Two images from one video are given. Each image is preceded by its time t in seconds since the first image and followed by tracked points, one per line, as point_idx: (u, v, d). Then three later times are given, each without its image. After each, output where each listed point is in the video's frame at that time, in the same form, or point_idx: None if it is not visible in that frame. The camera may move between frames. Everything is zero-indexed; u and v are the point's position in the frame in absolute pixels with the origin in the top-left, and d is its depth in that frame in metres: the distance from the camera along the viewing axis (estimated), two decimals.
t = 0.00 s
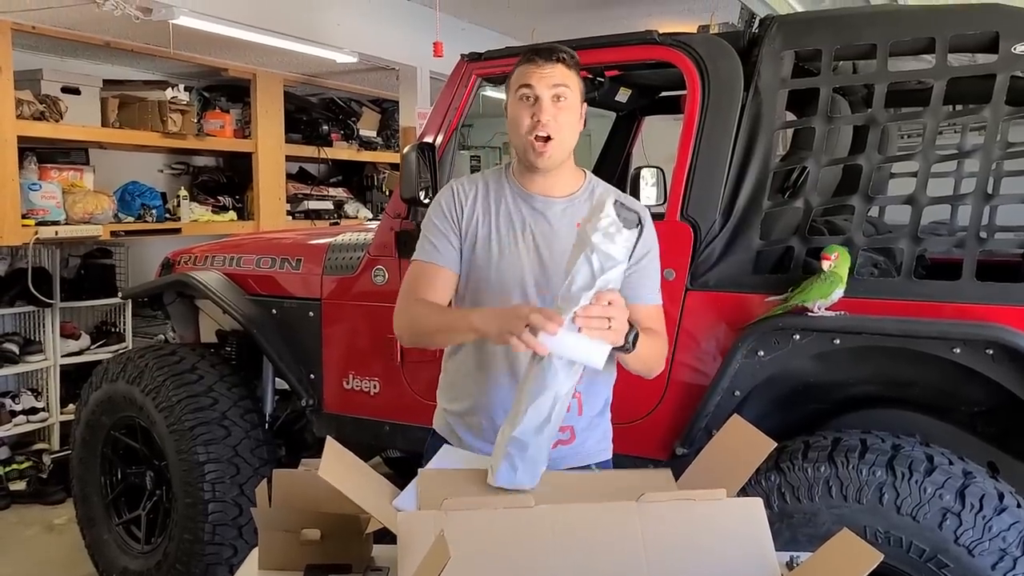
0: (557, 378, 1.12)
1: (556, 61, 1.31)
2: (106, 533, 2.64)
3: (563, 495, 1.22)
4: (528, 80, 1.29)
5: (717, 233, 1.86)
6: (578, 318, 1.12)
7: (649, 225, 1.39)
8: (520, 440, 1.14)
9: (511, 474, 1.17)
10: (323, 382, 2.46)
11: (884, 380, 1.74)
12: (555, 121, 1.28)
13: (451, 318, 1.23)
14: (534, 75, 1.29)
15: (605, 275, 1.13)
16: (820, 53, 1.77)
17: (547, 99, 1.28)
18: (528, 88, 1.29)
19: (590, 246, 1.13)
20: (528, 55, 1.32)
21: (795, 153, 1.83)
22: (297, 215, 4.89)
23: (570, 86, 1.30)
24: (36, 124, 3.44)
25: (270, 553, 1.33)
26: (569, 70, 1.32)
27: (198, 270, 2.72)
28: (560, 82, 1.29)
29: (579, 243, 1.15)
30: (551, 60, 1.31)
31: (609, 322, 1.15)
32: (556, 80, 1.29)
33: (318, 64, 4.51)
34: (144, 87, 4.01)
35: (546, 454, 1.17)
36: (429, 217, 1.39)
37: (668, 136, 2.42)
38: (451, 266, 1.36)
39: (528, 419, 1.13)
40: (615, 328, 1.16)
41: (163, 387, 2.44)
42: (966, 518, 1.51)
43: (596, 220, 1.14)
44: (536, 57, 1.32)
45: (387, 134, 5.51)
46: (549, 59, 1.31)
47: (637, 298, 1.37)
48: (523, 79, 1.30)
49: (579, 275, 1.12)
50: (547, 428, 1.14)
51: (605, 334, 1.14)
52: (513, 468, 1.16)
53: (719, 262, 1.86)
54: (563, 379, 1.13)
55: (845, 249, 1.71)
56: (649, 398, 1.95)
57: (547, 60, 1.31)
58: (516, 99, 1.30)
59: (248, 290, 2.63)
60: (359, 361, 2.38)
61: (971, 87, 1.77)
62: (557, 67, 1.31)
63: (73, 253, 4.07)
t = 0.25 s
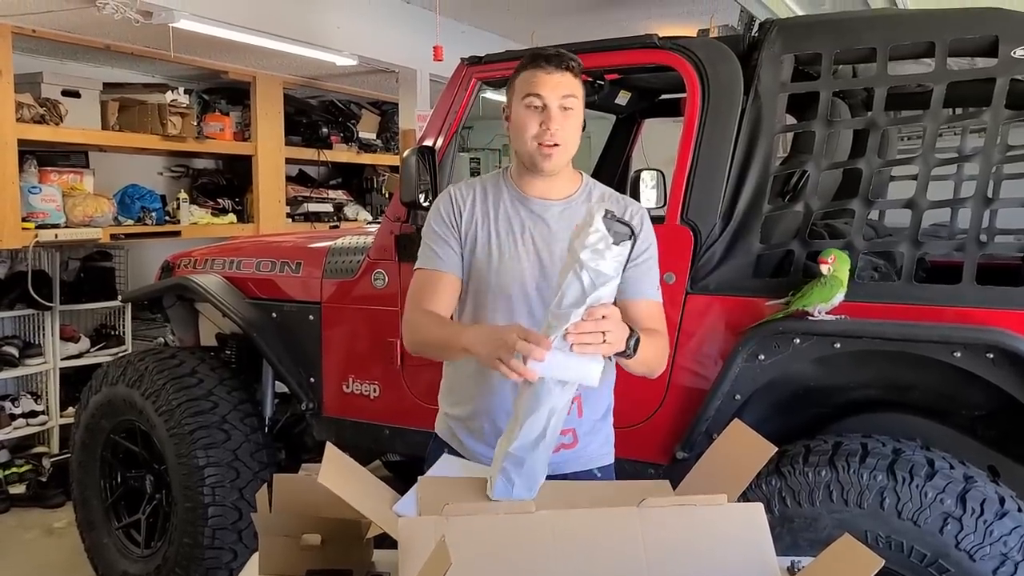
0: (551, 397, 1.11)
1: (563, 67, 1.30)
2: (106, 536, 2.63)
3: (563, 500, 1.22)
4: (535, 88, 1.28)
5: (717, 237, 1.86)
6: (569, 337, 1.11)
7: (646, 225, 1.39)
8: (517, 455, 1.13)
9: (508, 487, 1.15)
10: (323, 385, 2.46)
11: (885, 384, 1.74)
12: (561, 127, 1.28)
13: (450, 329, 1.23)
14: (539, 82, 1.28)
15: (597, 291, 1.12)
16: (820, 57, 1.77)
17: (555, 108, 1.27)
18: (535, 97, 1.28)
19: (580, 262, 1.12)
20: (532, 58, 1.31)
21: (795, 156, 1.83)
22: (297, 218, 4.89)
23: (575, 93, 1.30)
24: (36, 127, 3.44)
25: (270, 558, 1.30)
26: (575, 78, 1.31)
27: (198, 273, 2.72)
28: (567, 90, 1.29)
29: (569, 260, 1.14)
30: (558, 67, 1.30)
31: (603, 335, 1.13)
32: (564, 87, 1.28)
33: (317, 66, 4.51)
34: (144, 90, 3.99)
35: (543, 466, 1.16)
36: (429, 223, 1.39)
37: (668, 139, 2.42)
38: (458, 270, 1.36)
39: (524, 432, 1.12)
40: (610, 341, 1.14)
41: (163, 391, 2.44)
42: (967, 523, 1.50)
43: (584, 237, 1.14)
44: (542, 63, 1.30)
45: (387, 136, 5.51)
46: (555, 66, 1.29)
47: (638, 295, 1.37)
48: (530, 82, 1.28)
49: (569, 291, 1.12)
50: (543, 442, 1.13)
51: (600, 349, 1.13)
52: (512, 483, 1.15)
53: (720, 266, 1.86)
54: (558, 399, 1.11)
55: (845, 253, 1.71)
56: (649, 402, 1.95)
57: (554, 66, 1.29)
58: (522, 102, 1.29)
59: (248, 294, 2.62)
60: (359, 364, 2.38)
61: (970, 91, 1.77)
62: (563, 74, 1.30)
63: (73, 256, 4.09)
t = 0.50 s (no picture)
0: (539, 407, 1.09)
1: (575, 68, 1.31)
2: (104, 537, 2.63)
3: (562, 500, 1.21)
4: (553, 88, 1.28)
5: (717, 237, 1.86)
6: (549, 338, 1.09)
7: (646, 223, 1.39)
8: (509, 457, 1.14)
9: (503, 490, 1.16)
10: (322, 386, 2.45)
11: (886, 384, 1.73)
12: (576, 129, 1.28)
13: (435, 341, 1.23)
14: (555, 83, 1.28)
15: (582, 293, 1.11)
16: (821, 56, 1.77)
17: (571, 110, 1.28)
18: (555, 97, 1.27)
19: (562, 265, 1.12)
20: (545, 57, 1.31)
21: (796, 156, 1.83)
22: (297, 218, 4.89)
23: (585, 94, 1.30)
24: (35, 127, 3.44)
25: (268, 559, 1.28)
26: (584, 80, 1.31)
27: (197, 273, 2.71)
28: (579, 91, 1.29)
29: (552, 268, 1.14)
30: (571, 67, 1.30)
31: (586, 342, 1.11)
32: (577, 89, 1.29)
33: (317, 66, 4.51)
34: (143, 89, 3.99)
35: (537, 469, 1.16)
36: (428, 223, 1.39)
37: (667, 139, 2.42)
38: (449, 271, 1.36)
39: (516, 432, 1.14)
40: (593, 348, 1.12)
41: (161, 391, 2.44)
42: (968, 524, 1.50)
43: (566, 238, 1.13)
44: (554, 63, 1.30)
45: (386, 136, 5.51)
46: (569, 66, 1.30)
47: (636, 289, 1.37)
48: (546, 82, 1.28)
49: (554, 293, 1.12)
50: (535, 443, 1.15)
51: (581, 355, 1.11)
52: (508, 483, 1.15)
53: (720, 266, 1.86)
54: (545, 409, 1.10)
55: (845, 253, 1.71)
56: (648, 403, 1.94)
57: (568, 67, 1.30)
58: (539, 102, 1.28)
59: (247, 294, 2.62)
60: (358, 365, 2.38)
61: (971, 91, 1.76)
62: (575, 75, 1.30)
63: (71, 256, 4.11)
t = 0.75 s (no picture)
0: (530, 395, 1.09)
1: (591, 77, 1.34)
2: (102, 540, 2.62)
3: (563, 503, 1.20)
4: (581, 96, 1.32)
5: (718, 239, 1.85)
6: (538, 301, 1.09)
7: (643, 222, 1.39)
8: (507, 452, 1.15)
9: (505, 487, 1.16)
10: (321, 387, 2.45)
11: (887, 386, 1.73)
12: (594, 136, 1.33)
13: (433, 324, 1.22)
14: (581, 91, 1.32)
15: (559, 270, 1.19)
16: (822, 57, 1.76)
17: (594, 117, 1.33)
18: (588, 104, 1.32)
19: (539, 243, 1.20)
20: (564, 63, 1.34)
21: (797, 157, 1.82)
22: (296, 219, 4.88)
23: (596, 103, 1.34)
24: (32, 128, 3.43)
25: (268, 563, 1.28)
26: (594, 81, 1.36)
27: (196, 275, 2.71)
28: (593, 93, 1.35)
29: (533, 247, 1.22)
30: (589, 76, 1.34)
31: (570, 314, 1.11)
32: (592, 97, 1.33)
33: (316, 67, 4.50)
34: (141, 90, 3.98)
35: (537, 463, 1.17)
36: (425, 224, 1.37)
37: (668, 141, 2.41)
38: (447, 270, 1.35)
39: (509, 430, 1.14)
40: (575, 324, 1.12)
41: (160, 394, 2.43)
42: (970, 526, 1.49)
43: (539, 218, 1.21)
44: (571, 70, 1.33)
45: (386, 137, 5.51)
46: (587, 74, 1.34)
47: (630, 288, 1.36)
48: (573, 90, 1.32)
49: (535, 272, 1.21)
50: (530, 437, 1.15)
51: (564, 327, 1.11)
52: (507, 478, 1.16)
53: (720, 268, 1.85)
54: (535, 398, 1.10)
55: (846, 254, 1.70)
56: (648, 405, 1.94)
57: (587, 76, 1.34)
58: (570, 107, 1.31)
59: (246, 295, 2.61)
60: (357, 367, 2.37)
61: (973, 92, 1.76)
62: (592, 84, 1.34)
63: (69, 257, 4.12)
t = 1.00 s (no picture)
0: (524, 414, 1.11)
1: (570, 80, 1.30)
2: (100, 545, 2.62)
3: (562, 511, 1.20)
4: (546, 101, 1.27)
5: (717, 243, 1.85)
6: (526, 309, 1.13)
7: (640, 227, 1.39)
8: (500, 465, 1.16)
9: (500, 499, 1.17)
10: (320, 391, 2.44)
11: (886, 391, 1.73)
12: (570, 140, 1.28)
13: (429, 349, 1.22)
14: (549, 96, 1.27)
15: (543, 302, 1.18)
16: (821, 62, 1.76)
17: (565, 121, 1.27)
18: (544, 111, 1.27)
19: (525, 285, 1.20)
20: (538, 67, 1.30)
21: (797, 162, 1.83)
22: (294, 222, 4.88)
23: (578, 106, 1.30)
24: (29, 131, 3.42)
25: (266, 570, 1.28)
26: (578, 90, 1.30)
27: (194, 278, 2.70)
28: (572, 103, 1.29)
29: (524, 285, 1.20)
30: (565, 80, 1.29)
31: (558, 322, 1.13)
32: (569, 101, 1.28)
33: (315, 70, 4.49)
34: (140, 93, 3.97)
35: (532, 474, 1.17)
36: (419, 229, 1.37)
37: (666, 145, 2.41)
38: (441, 279, 1.34)
39: (503, 443, 1.15)
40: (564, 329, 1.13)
41: (158, 398, 2.42)
42: (969, 532, 1.49)
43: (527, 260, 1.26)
44: (548, 74, 1.29)
45: (384, 140, 5.51)
46: (561, 78, 1.29)
47: (625, 292, 1.37)
48: (536, 95, 1.28)
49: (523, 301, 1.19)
50: (523, 448, 1.15)
51: (551, 331, 1.13)
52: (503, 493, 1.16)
53: (719, 272, 1.85)
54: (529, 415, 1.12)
55: (845, 259, 1.70)
56: (647, 410, 1.94)
57: (560, 79, 1.29)
58: (531, 116, 1.27)
59: (245, 299, 2.61)
60: (355, 370, 2.37)
61: (971, 97, 1.76)
62: (569, 87, 1.29)
63: (67, 261, 4.11)
